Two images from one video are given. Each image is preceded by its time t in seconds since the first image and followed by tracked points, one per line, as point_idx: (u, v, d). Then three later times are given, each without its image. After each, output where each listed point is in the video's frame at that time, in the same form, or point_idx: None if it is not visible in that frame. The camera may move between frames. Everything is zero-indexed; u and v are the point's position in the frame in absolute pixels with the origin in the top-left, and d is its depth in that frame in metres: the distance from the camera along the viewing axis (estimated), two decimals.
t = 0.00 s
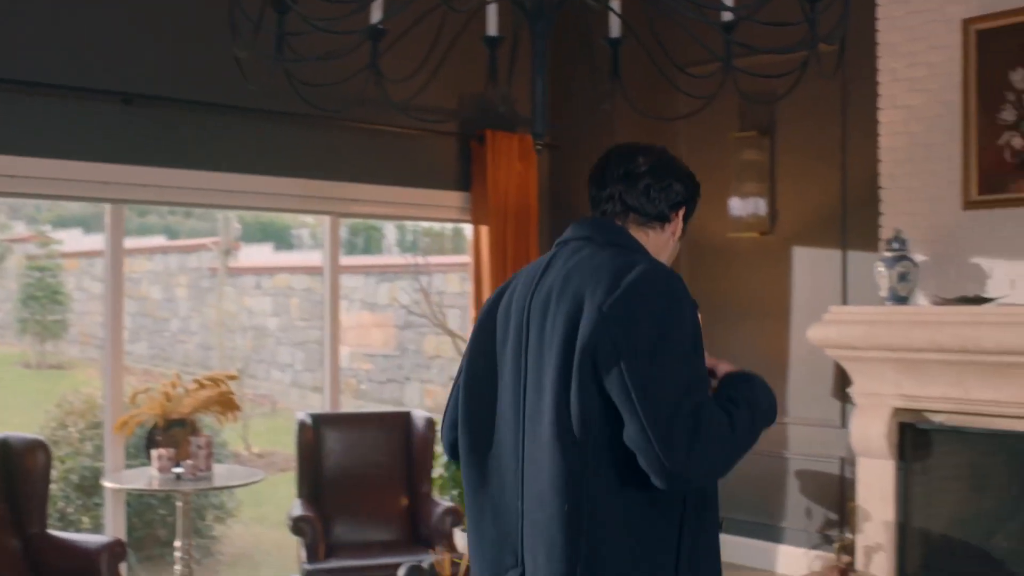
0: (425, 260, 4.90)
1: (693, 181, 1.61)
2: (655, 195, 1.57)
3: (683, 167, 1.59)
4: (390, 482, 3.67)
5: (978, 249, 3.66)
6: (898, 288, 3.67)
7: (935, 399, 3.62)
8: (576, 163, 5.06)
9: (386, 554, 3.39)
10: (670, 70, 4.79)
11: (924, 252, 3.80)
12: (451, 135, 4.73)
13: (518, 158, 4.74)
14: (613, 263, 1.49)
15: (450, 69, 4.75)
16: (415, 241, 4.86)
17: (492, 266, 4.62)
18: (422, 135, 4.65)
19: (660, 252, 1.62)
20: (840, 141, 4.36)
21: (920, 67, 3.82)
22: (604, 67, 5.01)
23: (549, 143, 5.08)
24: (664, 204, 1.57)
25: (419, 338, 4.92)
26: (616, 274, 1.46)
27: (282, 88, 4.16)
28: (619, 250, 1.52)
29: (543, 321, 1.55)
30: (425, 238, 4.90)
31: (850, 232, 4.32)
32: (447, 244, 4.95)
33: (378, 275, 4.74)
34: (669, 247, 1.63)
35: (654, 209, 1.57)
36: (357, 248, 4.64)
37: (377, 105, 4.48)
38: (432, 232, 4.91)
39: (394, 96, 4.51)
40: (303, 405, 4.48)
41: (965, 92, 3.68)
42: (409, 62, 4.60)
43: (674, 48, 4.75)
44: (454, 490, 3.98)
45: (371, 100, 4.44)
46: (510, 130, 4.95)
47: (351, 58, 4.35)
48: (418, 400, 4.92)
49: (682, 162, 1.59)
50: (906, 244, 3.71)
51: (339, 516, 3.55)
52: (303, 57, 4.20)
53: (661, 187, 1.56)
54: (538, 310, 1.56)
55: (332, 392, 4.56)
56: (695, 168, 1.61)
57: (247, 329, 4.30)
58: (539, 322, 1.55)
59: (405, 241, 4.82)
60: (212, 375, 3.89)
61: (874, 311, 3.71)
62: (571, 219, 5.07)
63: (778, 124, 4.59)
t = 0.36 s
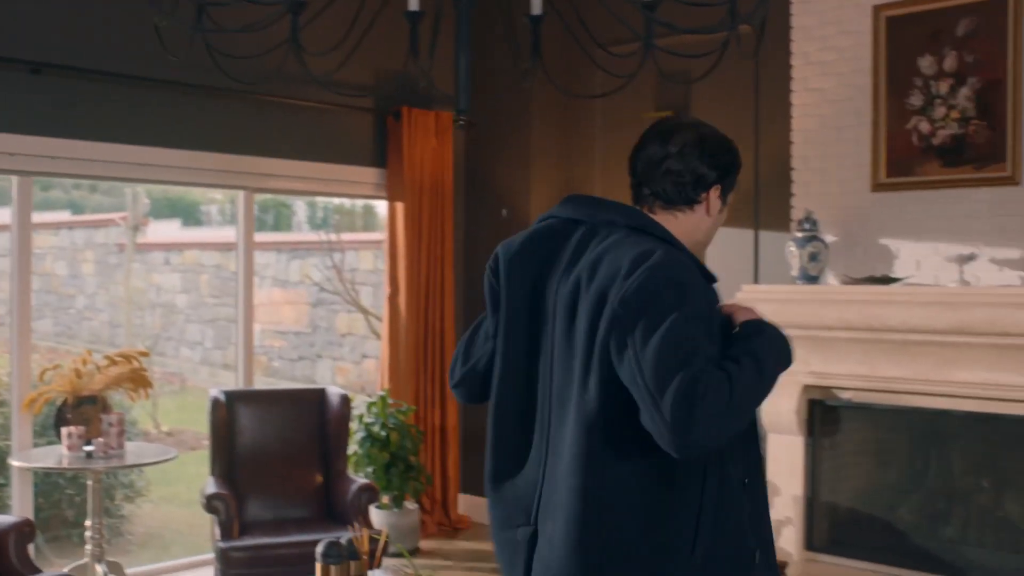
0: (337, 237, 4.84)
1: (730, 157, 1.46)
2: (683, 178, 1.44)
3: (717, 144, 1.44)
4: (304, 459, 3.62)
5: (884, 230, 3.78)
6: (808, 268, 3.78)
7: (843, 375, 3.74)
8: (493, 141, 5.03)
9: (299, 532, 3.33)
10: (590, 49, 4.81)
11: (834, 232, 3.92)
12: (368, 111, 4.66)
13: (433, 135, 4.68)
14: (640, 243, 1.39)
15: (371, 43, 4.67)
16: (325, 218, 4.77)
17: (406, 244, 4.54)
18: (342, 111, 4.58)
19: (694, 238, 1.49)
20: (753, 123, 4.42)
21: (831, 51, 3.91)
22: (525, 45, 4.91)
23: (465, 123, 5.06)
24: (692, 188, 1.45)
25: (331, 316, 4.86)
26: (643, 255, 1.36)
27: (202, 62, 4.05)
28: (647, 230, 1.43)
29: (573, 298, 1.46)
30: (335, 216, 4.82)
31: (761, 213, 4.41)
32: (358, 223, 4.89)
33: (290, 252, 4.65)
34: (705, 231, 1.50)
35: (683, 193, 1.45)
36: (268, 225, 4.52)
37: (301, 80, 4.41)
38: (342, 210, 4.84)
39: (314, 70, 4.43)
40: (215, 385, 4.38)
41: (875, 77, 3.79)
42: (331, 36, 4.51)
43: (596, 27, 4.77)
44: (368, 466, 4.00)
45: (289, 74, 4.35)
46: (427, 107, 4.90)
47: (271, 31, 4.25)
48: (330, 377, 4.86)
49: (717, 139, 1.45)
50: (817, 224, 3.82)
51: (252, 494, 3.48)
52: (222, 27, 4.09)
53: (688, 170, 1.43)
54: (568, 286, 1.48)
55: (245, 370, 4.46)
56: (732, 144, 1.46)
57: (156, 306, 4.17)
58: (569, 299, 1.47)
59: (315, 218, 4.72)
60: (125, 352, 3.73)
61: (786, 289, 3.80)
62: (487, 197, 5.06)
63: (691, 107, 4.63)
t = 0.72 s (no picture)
0: (264, 220, 4.76)
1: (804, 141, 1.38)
2: (755, 169, 1.36)
3: (790, 131, 1.36)
4: (234, 442, 3.57)
5: (807, 217, 3.91)
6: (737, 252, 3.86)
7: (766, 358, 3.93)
8: (421, 124, 4.95)
9: (228, 515, 3.30)
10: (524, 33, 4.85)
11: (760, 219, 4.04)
12: (298, 93, 4.60)
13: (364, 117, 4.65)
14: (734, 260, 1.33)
15: (304, 25, 4.62)
16: (249, 201, 4.69)
17: (337, 228, 4.52)
18: (272, 93, 4.52)
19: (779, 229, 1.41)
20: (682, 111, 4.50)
21: (761, 43, 4.02)
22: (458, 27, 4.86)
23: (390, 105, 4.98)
24: (768, 176, 1.36)
25: (256, 299, 4.78)
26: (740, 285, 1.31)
27: (137, 40, 4.01)
28: (725, 260, 1.32)
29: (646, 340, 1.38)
30: (259, 198, 4.74)
31: (687, 200, 4.50)
32: (282, 205, 4.82)
33: (214, 234, 4.55)
34: (787, 220, 1.42)
35: (756, 185, 1.37)
36: (190, 208, 4.41)
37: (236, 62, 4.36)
38: (266, 192, 4.76)
39: (246, 52, 4.37)
40: (137, 369, 4.28)
41: (802, 67, 3.89)
42: (264, 17, 4.45)
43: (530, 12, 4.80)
44: (297, 449, 3.98)
45: (220, 55, 4.28)
46: (356, 90, 4.84)
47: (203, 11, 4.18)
48: (254, 361, 4.79)
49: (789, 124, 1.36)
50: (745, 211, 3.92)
51: (181, 476, 3.43)
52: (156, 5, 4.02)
53: (762, 160, 1.36)
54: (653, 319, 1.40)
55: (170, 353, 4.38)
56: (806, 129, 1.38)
57: (77, 289, 4.07)
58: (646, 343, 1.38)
59: (239, 200, 4.63)
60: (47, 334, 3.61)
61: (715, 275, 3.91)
62: (415, 181, 4.97)
63: (620, 93, 4.73)
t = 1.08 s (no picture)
0: (194, 205, 4.70)
1: (771, 122, 1.50)
2: (725, 157, 1.52)
3: (749, 117, 1.50)
4: (167, 427, 3.54)
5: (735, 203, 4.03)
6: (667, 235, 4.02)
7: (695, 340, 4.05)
8: (353, 108, 4.94)
9: (161, 500, 3.28)
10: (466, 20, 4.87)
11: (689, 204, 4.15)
12: (230, 76, 4.56)
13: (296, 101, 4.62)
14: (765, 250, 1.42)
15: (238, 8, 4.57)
16: (175, 185, 4.61)
17: (270, 214, 4.49)
18: (203, 77, 4.47)
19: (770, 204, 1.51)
20: (613, 98, 4.59)
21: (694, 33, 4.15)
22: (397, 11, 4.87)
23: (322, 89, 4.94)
24: (742, 156, 1.50)
25: (184, 284, 4.70)
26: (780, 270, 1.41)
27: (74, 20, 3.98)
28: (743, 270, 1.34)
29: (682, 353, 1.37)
30: (184, 182, 4.66)
31: (619, 185, 4.59)
32: (208, 189, 4.74)
33: (142, 218, 4.47)
34: (782, 195, 1.51)
35: (730, 169, 1.52)
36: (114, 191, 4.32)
37: (170, 45, 4.32)
38: (193, 176, 4.68)
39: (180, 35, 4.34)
40: (63, 355, 4.20)
41: (732, 56, 4.01)
42: None
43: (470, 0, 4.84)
44: (231, 433, 3.96)
45: (154, 38, 4.25)
46: (289, 73, 4.81)
47: None
48: (183, 347, 4.71)
49: (750, 112, 1.50)
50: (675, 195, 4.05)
51: (114, 462, 3.39)
52: None
53: (726, 148, 1.51)
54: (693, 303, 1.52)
55: (100, 339, 4.32)
56: (770, 112, 1.50)
57: None
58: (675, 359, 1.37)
59: (164, 184, 4.54)
60: None
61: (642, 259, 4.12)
62: (348, 166, 4.95)
63: (552, 80, 4.78)
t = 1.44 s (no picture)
0: (133, 194, 4.64)
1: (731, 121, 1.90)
2: (696, 154, 1.92)
3: (713, 116, 1.90)
4: (108, 415, 3.51)
5: (675, 192, 4.14)
6: (607, 227, 4.17)
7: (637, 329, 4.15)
8: (295, 97, 4.92)
9: (104, 489, 3.25)
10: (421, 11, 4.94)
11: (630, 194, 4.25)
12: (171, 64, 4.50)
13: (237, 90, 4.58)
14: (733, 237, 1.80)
15: None
16: (107, 175, 4.50)
17: (212, 203, 4.46)
18: (143, 64, 4.41)
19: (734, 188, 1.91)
20: (555, 90, 4.65)
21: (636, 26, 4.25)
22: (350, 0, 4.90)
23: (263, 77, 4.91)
24: (704, 158, 1.91)
25: (120, 275, 4.62)
26: (750, 250, 1.77)
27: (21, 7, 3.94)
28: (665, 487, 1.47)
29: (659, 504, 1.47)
30: (118, 172, 4.56)
31: (560, 175, 4.66)
32: (142, 180, 4.65)
33: (76, 208, 4.38)
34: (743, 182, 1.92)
35: (698, 162, 1.92)
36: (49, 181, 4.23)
37: (109, 32, 4.25)
38: (126, 166, 4.58)
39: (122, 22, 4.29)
40: None
41: (673, 48, 4.13)
42: None
43: None
44: (173, 422, 3.94)
45: (98, 25, 4.20)
46: (231, 60, 4.77)
47: None
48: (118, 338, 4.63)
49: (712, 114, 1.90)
50: (615, 186, 4.18)
51: (55, 453, 3.35)
52: None
53: (696, 145, 1.92)
54: (670, 296, 1.86)
55: (40, 328, 4.26)
56: (729, 115, 1.89)
57: None
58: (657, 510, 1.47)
59: (96, 174, 4.43)
60: None
61: (585, 248, 4.21)
62: (289, 155, 4.93)
63: (494, 71, 4.82)
